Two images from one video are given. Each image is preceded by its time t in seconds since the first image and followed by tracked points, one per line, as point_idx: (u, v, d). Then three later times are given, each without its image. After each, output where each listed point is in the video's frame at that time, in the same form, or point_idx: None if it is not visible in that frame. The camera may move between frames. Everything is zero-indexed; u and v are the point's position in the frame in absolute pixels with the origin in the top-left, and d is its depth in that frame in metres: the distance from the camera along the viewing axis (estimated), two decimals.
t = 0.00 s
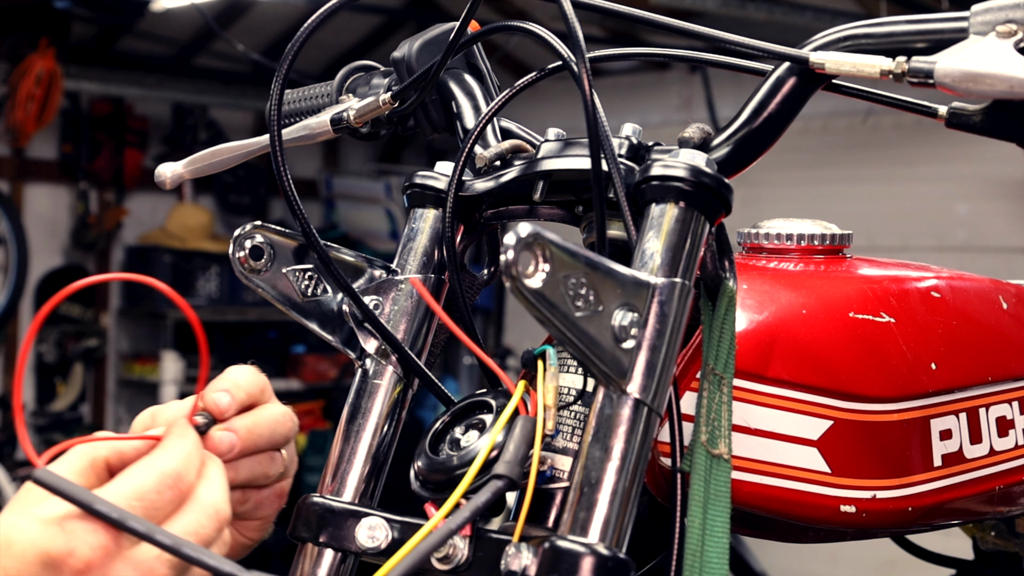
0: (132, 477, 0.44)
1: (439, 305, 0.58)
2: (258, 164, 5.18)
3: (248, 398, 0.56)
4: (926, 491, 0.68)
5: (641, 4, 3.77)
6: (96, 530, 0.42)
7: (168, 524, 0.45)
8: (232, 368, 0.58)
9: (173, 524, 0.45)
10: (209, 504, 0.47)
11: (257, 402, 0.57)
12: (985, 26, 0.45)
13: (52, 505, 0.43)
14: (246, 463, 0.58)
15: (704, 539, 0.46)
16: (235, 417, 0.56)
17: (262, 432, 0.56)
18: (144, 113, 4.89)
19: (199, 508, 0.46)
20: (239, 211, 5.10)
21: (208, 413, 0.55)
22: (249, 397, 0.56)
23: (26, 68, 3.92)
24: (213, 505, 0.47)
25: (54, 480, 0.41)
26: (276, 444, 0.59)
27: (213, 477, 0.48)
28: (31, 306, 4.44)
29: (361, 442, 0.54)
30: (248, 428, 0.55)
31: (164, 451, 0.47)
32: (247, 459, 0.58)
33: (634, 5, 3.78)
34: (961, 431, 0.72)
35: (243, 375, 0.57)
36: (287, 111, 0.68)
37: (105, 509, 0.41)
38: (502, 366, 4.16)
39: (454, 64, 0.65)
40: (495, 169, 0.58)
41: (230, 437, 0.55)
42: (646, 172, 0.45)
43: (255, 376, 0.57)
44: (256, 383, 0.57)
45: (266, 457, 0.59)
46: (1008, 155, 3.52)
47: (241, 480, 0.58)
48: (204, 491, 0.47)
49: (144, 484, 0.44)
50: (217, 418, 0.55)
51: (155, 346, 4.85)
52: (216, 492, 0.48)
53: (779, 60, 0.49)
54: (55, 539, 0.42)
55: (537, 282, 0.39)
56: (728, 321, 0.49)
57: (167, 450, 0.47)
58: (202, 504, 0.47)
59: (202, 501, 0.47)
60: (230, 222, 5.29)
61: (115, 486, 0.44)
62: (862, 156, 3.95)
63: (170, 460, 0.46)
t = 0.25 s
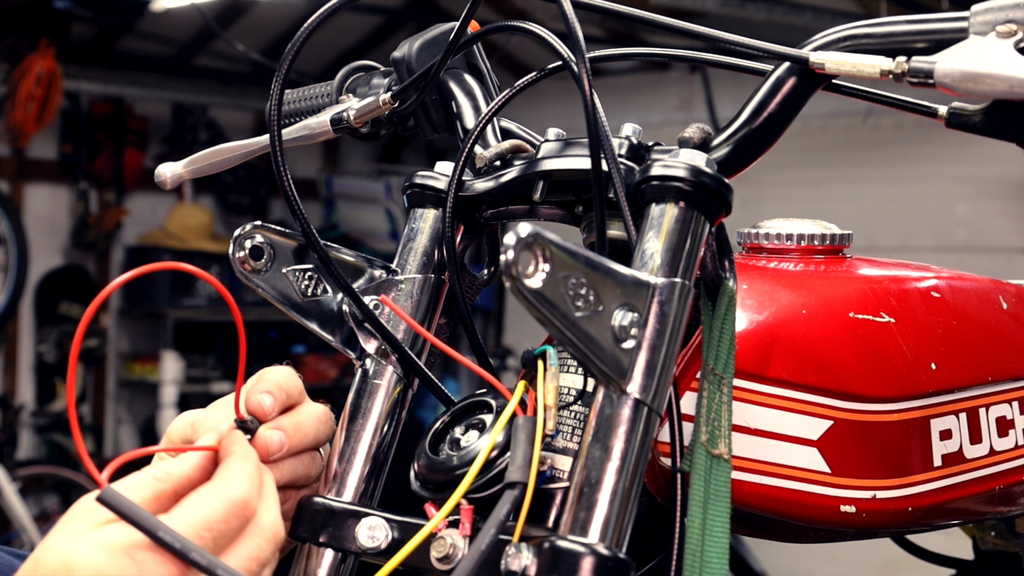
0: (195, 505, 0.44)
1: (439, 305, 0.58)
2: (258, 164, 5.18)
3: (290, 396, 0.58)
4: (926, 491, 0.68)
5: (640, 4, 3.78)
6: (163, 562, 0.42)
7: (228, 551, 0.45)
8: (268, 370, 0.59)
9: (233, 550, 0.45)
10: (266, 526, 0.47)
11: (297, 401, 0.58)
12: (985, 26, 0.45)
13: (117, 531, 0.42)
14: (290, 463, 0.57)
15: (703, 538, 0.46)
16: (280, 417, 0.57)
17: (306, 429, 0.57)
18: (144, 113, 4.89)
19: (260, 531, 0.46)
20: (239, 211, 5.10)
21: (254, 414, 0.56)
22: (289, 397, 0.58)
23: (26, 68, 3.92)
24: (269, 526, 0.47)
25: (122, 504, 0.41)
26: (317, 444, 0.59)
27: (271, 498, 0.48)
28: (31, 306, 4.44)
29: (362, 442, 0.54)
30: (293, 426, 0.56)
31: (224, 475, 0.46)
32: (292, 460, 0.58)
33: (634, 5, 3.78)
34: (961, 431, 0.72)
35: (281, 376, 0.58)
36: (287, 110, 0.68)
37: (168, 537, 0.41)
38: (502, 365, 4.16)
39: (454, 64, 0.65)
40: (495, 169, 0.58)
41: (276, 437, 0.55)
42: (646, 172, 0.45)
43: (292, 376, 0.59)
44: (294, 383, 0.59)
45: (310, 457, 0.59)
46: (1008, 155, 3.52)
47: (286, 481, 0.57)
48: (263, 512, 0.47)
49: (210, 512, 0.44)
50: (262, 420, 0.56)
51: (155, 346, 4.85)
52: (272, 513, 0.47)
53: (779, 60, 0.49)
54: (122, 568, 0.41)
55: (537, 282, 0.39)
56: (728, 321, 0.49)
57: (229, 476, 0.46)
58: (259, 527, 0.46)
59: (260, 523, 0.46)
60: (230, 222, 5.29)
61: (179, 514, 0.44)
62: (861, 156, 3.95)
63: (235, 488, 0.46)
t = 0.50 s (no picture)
0: (221, 518, 0.45)
1: (439, 305, 0.58)
2: (258, 164, 5.18)
3: (295, 397, 0.58)
4: (926, 492, 0.68)
5: (640, 4, 3.78)
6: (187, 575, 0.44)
7: (253, 559, 0.46)
8: (277, 371, 0.59)
9: (257, 559, 0.46)
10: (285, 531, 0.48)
11: (304, 404, 0.58)
12: (985, 26, 0.45)
13: (139, 543, 0.44)
14: (303, 465, 0.57)
15: (704, 537, 0.46)
16: (285, 420, 0.56)
17: (316, 432, 0.57)
18: (144, 113, 4.89)
19: (281, 538, 0.47)
20: (239, 211, 5.10)
21: (260, 420, 0.56)
22: (296, 399, 0.58)
23: (26, 68, 3.92)
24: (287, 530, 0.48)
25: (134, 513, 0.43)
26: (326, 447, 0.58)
27: (289, 504, 0.49)
28: (31, 306, 4.44)
29: (361, 441, 0.54)
30: (302, 430, 0.56)
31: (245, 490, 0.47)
32: (303, 462, 0.57)
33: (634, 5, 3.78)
34: (961, 431, 0.72)
35: (287, 378, 0.58)
36: (287, 111, 0.68)
37: (183, 548, 0.43)
38: (502, 366, 4.15)
39: (455, 64, 0.65)
40: (495, 169, 0.58)
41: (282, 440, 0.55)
42: (647, 172, 0.45)
43: (300, 377, 0.59)
44: (302, 385, 0.59)
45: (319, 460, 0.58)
46: (1007, 155, 3.52)
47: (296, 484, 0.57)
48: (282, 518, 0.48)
49: (238, 525, 0.45)
50: (269, 424, 0.56)
51: (155, 346, 4.85)
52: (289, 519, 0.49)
53: (778, 60, 0.49)
54: None
55: (537, 283, 0.39)
56: (728, 321, 0.49)
57: (253, 487, 0.47)
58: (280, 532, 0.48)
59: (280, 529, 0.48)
60: (230, 222, 5.29)
61: (205, 527, 0.45)
62: (861, 156, 3.95)
63: (260, 499, 0.47)
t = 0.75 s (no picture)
0: (226, 515, 0.45)
1: (439, 305, 0.58)
2: (258, 164, 5.18)
3: (298, 402, 0.58)
4: (926, 492, 0.68)
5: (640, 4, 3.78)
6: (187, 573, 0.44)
7: (257, 557, 0.46)
8: (282, 375, 0.60)
9: (260, 557, 0.46)
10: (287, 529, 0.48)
11: (307, 408, 0.59)
12: (985, 26, 0.45)
13: (143, 539, 0.44)
14: (306, 469, 0.58)
15: (703, 537, 0.46)
16: (290, 426, 0.57)
17: (321, 437, 0.57)
18: (144, 113, 4.89)
19: (285, 536, 0.47)
20: (239, 211, 5.10)
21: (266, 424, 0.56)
22: (300, 404, 0.58)
23: (26, 68, 3.92)
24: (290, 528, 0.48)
25: (142, 512, 0.42)
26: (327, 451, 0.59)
27: (292, 502, 0.49)
28: (31, 306, 4.44)
29: (361, 442, 0.54)
30: (307, 435, 0.57)
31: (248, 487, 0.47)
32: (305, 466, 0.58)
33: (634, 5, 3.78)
34: (961, 431, 0.72)
35: (292, 383, 0.59)
36: (287, 110, 0.68)
37: (184, 545, 0.42)
38: (502, 366, 4.16)
39: (455, 64, 0.65)
40: (495, 169, 0.58)
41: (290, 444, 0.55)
42: (647, 172, 0.45)
43: (304, 382, 0.59)
44: (306, 390, 0.59)
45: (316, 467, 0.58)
46: (1008, 155, 3.52)
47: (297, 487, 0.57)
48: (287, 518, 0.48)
49: (243, 523, 0.45)
50: (273, 429, 0.56)
51: (154, 346, 4.85)
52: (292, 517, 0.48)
53: (778, 60, 0.49)
54: None
55: (537, 282, 0.39)
56: (728, 321, 0.49)
57: (258, 485, 0.48)
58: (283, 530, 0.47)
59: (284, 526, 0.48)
60: (230, 222, 5.29)
61: (210, 524, 0.45)
62: (861, 156, 3.95)
63: (265, 498, 0.47)
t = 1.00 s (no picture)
0: (223, 502, 0.45)
1: (439, 304, 0.58)
2: (258, 164, 5.18)
3: (302, 400, 0.58)
4: (926, 492, 0.68)
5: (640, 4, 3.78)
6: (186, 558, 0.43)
7: (254, 547, 0.46)
8: (286, 374, 0.59)
9: (257, 548, 0.46)
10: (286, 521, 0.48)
11: (311, 407, 0.59)
12: (986, 26, 0.45)
13: (141, 521, 0.44)
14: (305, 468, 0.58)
15: (703, 538, 0.46)
16: (294, 424, 0.57)
17: (321, 437, 0.58)
18: (144, 113, 4.89)
19: (283, 529, 0.47)
20: (239, 211, 5.10)
21: (270, 422, 0.56)
22: (303, 403, 0.58)
23: (26, 68, 3.92)
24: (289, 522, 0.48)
25: (139, 493, 0.43)
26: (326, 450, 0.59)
27: (292, 495, 0.49)
28: (31, 306, 4.44)
29: (361, 441, 0.54)
30: (307, 435, 0.57)
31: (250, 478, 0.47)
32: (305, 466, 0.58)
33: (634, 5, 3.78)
34: (961, 431, 0.72)
35: (295, 383, 0.58)
36: (287, 110, 0.68)
37: (178, 526, 0.42)
38: (502, 366, 4.15)
39: (454, 64, 0.65)
40: (495, 169, 0.58)
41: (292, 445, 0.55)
42: (646, 172, 0.45)
43: (308, 382, 0.59)
44: (309, 389, 0.59)
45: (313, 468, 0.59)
46: (1008, 155, 3.52)
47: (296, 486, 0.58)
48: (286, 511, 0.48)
49: (239, 511, 0.45)
50: (276, 426, 0.56)
51: (154, 346, 4.85)
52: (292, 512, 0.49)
53: (779, 60, 0.49)
54: (149, 560, 0.43)
55: (537, 282, 0.39)
56: (728, 321, 0.49)
57: (258, 476, 0.47)
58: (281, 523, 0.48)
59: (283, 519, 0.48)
60: (230, 222, 5.29)
61: (207, 509, 0.45)
62: (861, 156, 3.95)
63: (265, 489, 0.47)
